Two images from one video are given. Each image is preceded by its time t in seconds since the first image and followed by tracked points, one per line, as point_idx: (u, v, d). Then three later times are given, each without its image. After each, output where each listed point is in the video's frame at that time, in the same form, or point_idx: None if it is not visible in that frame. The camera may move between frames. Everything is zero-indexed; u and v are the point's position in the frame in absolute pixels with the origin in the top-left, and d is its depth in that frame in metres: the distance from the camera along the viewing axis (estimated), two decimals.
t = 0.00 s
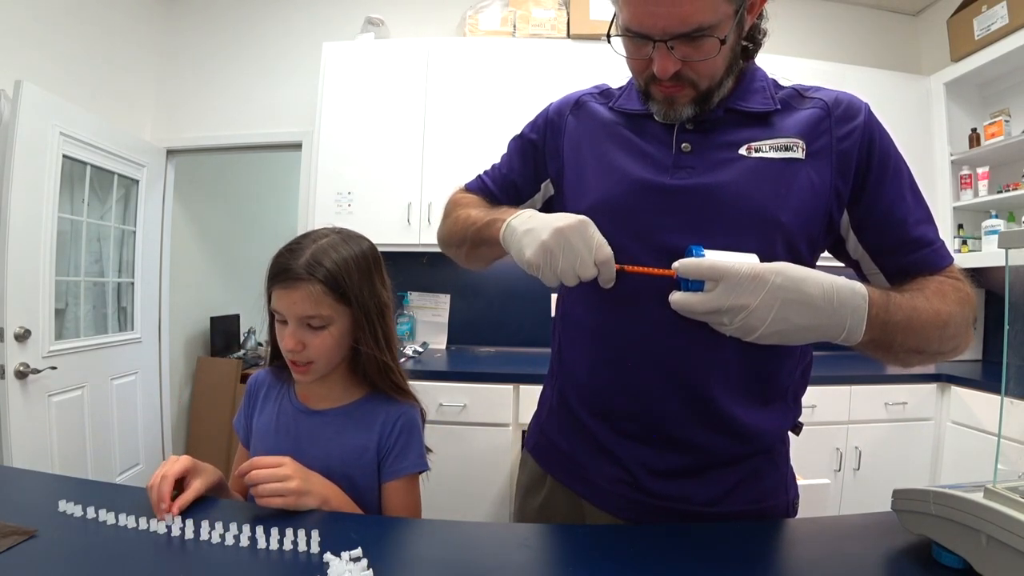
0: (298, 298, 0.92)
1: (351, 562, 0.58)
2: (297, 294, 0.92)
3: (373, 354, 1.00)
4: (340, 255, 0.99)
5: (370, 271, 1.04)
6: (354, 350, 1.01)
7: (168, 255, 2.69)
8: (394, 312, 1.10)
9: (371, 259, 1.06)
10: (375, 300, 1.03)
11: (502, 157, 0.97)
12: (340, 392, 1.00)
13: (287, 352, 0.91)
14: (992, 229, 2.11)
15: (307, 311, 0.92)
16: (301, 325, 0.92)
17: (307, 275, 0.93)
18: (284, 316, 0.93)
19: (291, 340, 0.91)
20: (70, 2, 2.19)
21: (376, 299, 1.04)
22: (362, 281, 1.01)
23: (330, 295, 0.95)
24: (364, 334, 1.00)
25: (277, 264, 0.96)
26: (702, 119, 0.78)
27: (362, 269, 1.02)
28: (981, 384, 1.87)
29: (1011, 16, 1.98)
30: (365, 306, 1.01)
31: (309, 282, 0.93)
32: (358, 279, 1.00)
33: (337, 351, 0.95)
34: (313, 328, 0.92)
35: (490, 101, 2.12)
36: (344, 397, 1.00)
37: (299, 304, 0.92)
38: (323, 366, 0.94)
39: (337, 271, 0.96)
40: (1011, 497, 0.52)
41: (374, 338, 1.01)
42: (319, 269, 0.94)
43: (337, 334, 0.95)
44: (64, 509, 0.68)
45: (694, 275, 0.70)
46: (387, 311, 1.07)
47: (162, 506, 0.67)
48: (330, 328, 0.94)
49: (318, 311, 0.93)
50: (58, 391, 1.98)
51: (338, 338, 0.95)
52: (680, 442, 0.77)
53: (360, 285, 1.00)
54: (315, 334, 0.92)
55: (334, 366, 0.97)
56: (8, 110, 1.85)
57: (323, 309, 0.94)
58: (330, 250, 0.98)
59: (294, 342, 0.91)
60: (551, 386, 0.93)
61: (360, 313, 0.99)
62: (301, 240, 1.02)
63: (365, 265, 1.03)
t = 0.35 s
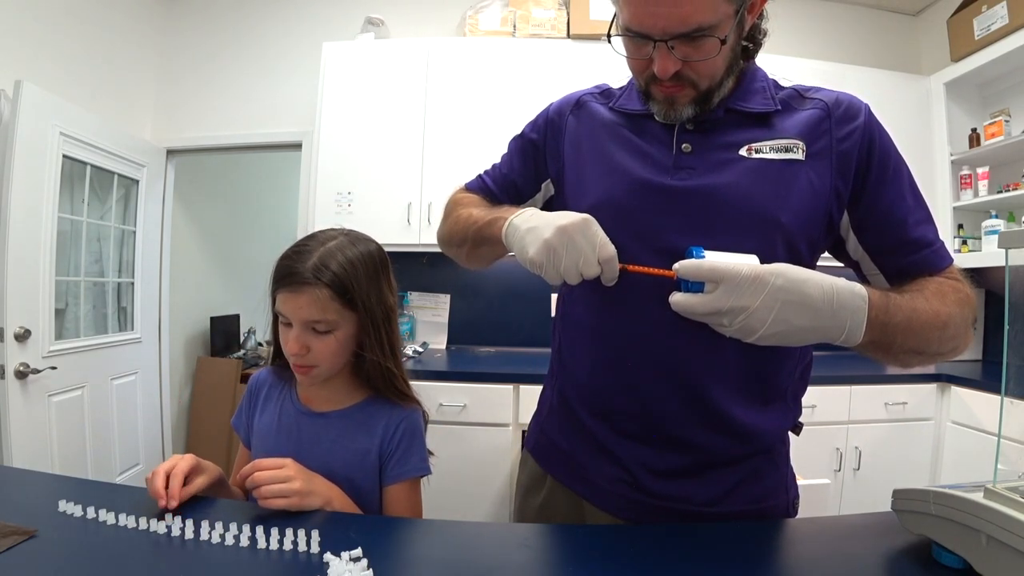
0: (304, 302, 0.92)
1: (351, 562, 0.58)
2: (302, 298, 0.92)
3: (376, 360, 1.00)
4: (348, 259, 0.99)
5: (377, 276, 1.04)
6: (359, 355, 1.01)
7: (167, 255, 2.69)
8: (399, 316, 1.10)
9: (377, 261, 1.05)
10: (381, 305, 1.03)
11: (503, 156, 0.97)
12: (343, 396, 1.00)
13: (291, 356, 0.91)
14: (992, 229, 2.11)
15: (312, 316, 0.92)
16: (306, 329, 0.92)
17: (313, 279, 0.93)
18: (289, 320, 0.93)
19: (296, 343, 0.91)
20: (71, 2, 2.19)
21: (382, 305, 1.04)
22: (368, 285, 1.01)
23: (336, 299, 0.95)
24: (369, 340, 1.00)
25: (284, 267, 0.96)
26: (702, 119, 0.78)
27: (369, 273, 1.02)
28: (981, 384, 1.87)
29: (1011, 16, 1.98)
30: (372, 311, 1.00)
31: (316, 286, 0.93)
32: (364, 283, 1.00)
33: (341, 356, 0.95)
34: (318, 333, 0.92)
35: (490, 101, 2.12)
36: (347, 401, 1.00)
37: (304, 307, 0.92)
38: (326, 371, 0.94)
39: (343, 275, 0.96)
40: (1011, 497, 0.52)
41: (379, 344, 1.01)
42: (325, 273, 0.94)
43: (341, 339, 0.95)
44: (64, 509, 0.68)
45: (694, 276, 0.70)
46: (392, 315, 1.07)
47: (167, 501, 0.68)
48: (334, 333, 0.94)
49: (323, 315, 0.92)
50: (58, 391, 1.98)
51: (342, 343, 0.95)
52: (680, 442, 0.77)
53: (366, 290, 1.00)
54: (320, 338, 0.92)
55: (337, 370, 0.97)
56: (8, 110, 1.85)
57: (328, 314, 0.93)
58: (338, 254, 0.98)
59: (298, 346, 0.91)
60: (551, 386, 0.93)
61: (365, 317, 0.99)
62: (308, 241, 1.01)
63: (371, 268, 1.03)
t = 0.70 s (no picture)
0: (296, 300, 0.92)
1: (351, 562, 0.58)
2: (296, 296, 0.92)
3: (373, 360, 1.00)
4: (343, 258, 0.99)
5: (374, 275, 1.04)
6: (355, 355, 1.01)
7: (168, 254, 2.69)
8: (398, 316, 1.09)
9: (375, 261, 1.05)
10: (378, 306, 1.03)
11: (503, 157, 0.97)
12: (341, 397, 1.00)
13: (284, 354, 0.91)
14: (992, 229, 2.11)
15: (305, 314, 0.92)
16: (299, 327, 0.92)
17: (307, 277, 0.93)
18: (283, 318, 0.93)
19: (288, 342, 0.91)
20: (70, 3, 2.19)
21: (379, 305, 1.04)
22: (364, 285, 1.01)
23: (330, 297, 0.95)
24: (365, 340, 1.00)
25: (279, 264, 0.97)
26: (702, 119, 0.78)
27: (366, 272, 1.02)
28: (981, 384, 1.87)
29: (1011, 16, 1.98)
30: (368, 310, 1.00)
31: (309, 285, 0.93)
32: (360, 282, 1.00)
33: (335, 355, 0.95)
34: (311, 331, 0.92)
35: (490, 101, 2.12)
36: (344, 402, 1.00)
37: (297, 305, 0.92)
38: (321, 370, 0.94)
39: (338, 274, 0.96)
40: (1011, 497, 0.52)
41: (375, 344, 1.01)
42: (320, 271, 0.94)
43: (336, 338, 0.95)
44: (64, 509, 0.68)
45: (693, 276, 0.70)
46: (390, 316, 1.07)
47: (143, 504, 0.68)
48: (328, 332, 0.94)
49: (316, 314, 0.93)
50: (58, 391, 1.98)
51: (336, 342, 0.95)
52: (680, 442, 0.77)
53: (362, 290, 1.00)
54: (313, 337, 0.92)
55: (333, 370, 0.97)
56: (8, 110, 1.85)
57: (322, 313, 0.93)
58: (333, 253, 0.98)
59: (291, 344, 0.91)
60: (551, 386, 0.93)
61: (361, 317, 0.99)
62: (305, 239, 1.02)
63: (368, 268, 1.03)
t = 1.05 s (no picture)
0: (293, 299, 0.92)
1: (351, 562, 0.58)
2: (292, 295, 0.92)
3: (371, 359, 1.00)
4: (340, 257, 0.99)
5: (371, 275, 1.04)
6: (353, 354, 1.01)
7: (167, 254, 2.69)
8: (396, 316, 1.09)
9: (371, 260, 1.05)
10: (375, 304, 1.03)
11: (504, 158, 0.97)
12: (339, 396, 1.00)
13: (281, 353, 0.91)
14: (992, 229, 2.11)
15: (302, 313, 0.92)
16: (296, 326, 0.92)
17: (305, 277, 0.93)
18: (280, 317, 0.93)
19: (286, 341, 0.91)
20: (70, 2, 2.19)
21: (376, 305, 1.04)
22: (361, 284, 1.01)
23: (327, 297, 0.95)
24: (363, 339, 1.00)
25: (276, 264, 0.96)
26: (701, 120, 0.78)
27: (362, 271, 1.02)
28: (981, 384, 1.87)
29: (1011, 16, 1.98)
30: (365, 309, 1.00)
31: (306, 284, 0.93)
32: (357, 281, 1.00)
33: (333, 354, 0.95)
34: (308, 330, 0.92)
35: (490, 101, 2.12)
36: (343, 403, 1.00)
37: (294, 304, 0.92)
38: (319, 370, 0.94)
39: (335, 273, 0.96)
40: (1012, 497, 0.52)
41: (374, 343, 1.01)
42: (317, 270, 0.94)
43: (333, 337, 0.95)
44: (64, 509, 0.68)
45: (693, 276, 0.70)
46: (388, 315, 1.07)
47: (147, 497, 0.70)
48: (327, 331, 0.93)
49: (314, 313, 0.92)
50: (58, 391, 1.98)
51: (334, 341, 0.95)
52: (680, 442, 0.77)
53: (360, 289, 1.00)
54: (311, 336, 0.92)
55: (331, 370, 0.97)
56: (8, 110, 1.85)
57: (320, 311, 0.93)
58: (330, 252, 0.98)
59: (288, 343, 0.91)
60: (551, 386, 0.93)
61: (359, 317, 0.99)
62: (302, 239, 1.02)
63: (365, 267, 1.03)
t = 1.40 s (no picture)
0: (294, 298, 0.92)
1: (351, 562, 0.58)
2: (293, 294, 0.92)
3: (372, 357, 1.01)
4: (338, 255, 0.99)
5: (369, 272, 1.04)
6: (352, 351, 1.01)
7: (167, 254, 2.69)
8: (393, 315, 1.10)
9: (369, 259, 1.06)
10: (374, 302, 1.04)
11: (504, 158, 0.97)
12: (340, 394, 1.01)
13: (282, 354, 0.90)
14: (992, 229, 2.11)
15: (303, 312, 0.92)
16: (297, 326, 0.91)
17: (303, 275, 0.93)
18: (279, 317, 0.92)
19: (286, 340, 0.91)
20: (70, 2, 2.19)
21: (375, 303, 1.04)
22: (360, 282, 1.01)
23: (328, 296, 0.95)
24: (363, 337, 1.00)
25: (275, 264, 0.96)
26: (701, 120, 0.78)
27: (361, 270, 1.02)
28: (981, 384, 1.87)
29: (1011, 16, 1.98)
30: (364, 306, 1.01)
31: (307, 282, 0.93)
32: (357, 280, 1.00)
33: (334, 353, 0.95)
34: (309, 330, 0.92)
35: (490, 101, 2.12)
36: (342, 403, 1.00)
37: (293, 303, 0.92)
38: (321, 368, 0.94)
39: (335, 272, 0.96)
40: (1011, 497, 0.52)
41: (373, 340, 1.01)
42: (316, 269, 0.94)
43: (334, 335, 0.95)
44: (64, 509, 0.68)
45: (693, 276, 0.70)
46: (386, 313, 1.07)
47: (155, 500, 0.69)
48: (327, 329, 0.94)
49: (315, 312, 0.93)
50: (58, 391, 1.98)
51: (334, 338, 0.95)
52: (680, 442, 0.77)
53: (358, 287, 1.00)
54: (311, 335, 0.92)
55: (331, 368, 0.97)
56: (8, 110, 1.85)
57: (320, 310, 0.93)
58: (327, 251, 0.98)
59: (289, 343, 0.90)
60: (551, 386, 0.93)
61: (358, 316, 1.00)
62: (299, 238, 1.01)
63: (363, 265, 1.03)
